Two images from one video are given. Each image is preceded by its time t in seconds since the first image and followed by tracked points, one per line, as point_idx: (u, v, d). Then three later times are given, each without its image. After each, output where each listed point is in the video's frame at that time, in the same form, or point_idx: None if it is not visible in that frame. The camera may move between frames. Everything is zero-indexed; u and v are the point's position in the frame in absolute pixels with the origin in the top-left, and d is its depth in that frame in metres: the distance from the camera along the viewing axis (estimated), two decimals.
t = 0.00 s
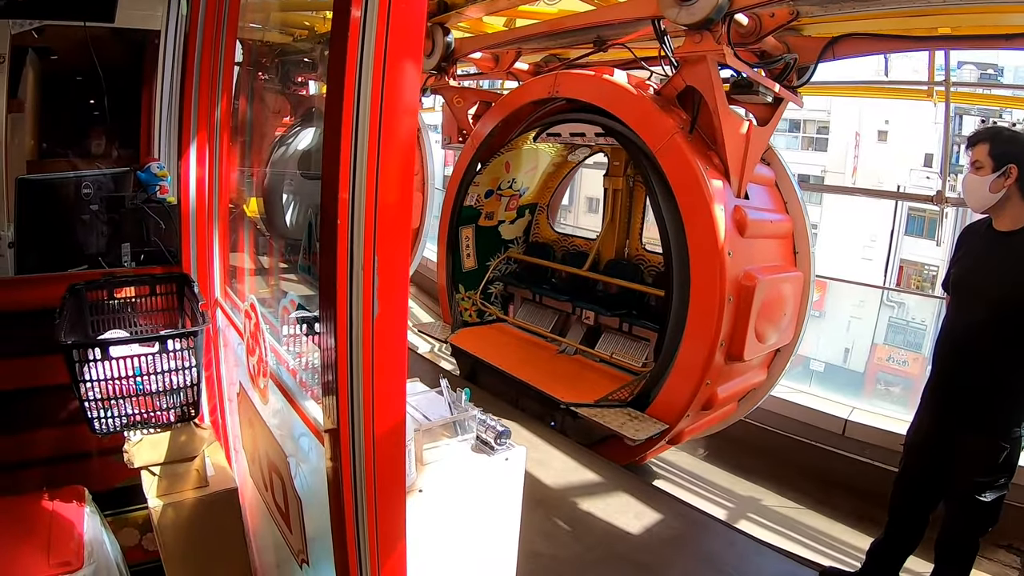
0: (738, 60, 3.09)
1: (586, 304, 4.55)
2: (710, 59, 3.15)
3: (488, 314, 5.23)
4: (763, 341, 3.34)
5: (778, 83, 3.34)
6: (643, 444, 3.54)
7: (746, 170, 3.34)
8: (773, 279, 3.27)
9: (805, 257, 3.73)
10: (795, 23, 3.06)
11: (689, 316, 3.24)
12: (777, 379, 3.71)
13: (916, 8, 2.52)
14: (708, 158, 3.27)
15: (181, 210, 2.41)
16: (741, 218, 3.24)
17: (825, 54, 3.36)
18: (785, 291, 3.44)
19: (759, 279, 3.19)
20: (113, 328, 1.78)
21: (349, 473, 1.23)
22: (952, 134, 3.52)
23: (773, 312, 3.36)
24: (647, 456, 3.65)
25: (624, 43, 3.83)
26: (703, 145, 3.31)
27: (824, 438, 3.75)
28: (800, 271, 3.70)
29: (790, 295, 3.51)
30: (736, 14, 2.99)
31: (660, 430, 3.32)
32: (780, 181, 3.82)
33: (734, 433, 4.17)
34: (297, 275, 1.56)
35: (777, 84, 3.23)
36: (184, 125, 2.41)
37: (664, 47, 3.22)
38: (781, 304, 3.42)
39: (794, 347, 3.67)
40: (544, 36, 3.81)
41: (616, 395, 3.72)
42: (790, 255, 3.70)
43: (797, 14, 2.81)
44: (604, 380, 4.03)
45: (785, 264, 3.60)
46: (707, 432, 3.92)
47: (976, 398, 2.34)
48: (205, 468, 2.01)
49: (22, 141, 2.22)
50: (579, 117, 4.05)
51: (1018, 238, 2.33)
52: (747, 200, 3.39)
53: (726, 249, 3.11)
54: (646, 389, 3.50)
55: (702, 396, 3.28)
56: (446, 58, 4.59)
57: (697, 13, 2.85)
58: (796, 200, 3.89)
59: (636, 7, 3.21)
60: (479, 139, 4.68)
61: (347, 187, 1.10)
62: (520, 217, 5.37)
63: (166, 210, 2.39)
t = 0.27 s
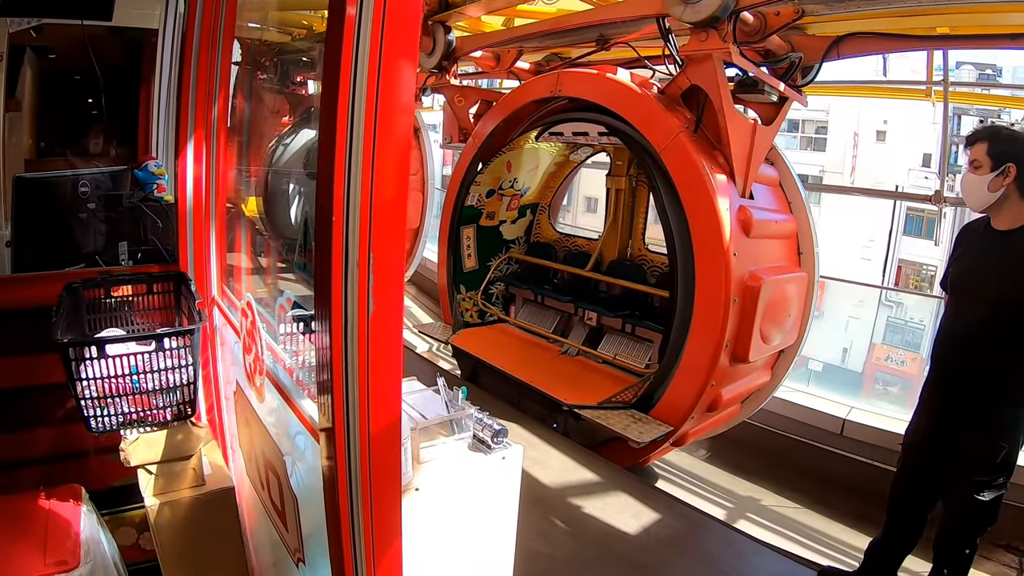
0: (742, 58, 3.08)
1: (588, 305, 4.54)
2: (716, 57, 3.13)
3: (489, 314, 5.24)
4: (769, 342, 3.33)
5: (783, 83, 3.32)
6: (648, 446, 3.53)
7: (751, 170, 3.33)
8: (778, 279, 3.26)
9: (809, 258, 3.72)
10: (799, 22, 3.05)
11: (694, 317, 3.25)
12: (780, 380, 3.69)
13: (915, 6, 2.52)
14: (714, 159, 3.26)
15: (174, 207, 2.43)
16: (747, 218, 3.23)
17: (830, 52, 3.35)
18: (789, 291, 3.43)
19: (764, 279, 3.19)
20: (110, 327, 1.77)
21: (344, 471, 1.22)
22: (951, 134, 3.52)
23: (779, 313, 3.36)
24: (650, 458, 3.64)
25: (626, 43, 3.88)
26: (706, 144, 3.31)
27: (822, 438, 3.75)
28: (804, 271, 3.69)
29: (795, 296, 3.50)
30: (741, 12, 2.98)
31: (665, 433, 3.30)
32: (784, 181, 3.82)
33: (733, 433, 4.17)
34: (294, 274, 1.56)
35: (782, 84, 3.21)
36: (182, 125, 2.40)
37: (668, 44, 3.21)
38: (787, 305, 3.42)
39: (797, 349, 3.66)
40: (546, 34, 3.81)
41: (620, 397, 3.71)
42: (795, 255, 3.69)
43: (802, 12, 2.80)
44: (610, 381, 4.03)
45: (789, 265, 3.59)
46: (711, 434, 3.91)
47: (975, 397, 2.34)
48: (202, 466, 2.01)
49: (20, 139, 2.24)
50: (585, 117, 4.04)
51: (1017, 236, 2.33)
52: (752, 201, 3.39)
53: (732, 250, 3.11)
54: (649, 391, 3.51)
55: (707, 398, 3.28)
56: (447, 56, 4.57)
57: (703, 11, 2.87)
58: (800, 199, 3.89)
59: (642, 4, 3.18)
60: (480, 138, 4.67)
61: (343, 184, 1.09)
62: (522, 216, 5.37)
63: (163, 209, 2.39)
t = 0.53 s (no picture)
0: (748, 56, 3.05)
1: (589, 304, 4.53)
2: (721, 54, 3.11)
3: (489, 313, 5.24)
4: (773, 341, 3.33)
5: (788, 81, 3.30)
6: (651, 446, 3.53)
7: (756, 169, 3.34)
8: (783, 278, 3.26)
9: (813, 256, 3.72)
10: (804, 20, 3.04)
11: (697, 316, 3.26)
12: (783, 381, 3.68)
13: (916, 4, 2.51)
14: (719, 157, 3.26)
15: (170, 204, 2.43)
16: (751, 217, 3.23)
17: (835, 50, 3.30)
18: (794, 290, 3.42)
19: (769, 279, 3.18)
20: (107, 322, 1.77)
21: (339, 469, 1.22)
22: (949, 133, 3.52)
23: (784, 312, 3.36)
24: (652, 459, 3.63)
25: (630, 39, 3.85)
26: (711, 141, 3.31)
27: (819, 436, 3.76)
28: (808, 270, 3.68)
29: (799, 295, 3.48)
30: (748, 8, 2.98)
31: (668, 434, 3.30)
32: (787, 179, 3.82)
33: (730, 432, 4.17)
34: (290, 271, 1.55)
35: (788, 81, 3.18)
36: (177, 121, 2.41)
37: (672, 40, 3.18)
38: (791, 305, 3.42)
39: (800, 349, 3.65)
40: (548, 30, 3.80)
41: (623, 396, 3.70)
42: (798, 254, 3.69)
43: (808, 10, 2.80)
44: (613, 381, 4.04)
45: (793, 264, 3.58)
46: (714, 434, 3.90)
47: (972, 396, 2.35)
48: (198, 464, 2.00)
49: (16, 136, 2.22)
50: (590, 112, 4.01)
51: (1015, 234, 2.33)
52: (756, 199, 3.39)
53: (737, 249, 3.11)
54: (653, 391, 3.51)
55: (711, 397, 3.28)
56: (448, 52, 4.56)
57: (709, 7, 2.88)
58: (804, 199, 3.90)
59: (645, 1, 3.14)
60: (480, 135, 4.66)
61: (337, 180, 1.09)
62: (524, 213, 5.37)
63: (160, 206, 2.39)
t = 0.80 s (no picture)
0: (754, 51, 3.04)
1: (592, 301, 4.54)
2: (727, 49, 3.10)
3: (490, 310, 5.24)
4: (777, 338, 3.33)
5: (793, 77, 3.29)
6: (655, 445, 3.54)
7: (760, 165, 3.34)
8: (787, 276, 3.26)
9: (816, 253, 3.72)
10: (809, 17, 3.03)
11: (700, 313, 3.26)
12: (786, 380, 3.69)
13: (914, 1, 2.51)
14: (724, 154, 3.26)
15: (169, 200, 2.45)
16: (756, 214, 3.23)
17: (837, 48, 3.29)
18: (797, 288, 3.41)
19: (774, 277, 3.18)
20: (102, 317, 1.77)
21: (334, 464, 1.22)
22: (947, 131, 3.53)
23: (789, 310, 3.37)
24: (653, 457, 3.63)
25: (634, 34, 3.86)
26: (715, 138, 3.30)
27: (817, 433, 3.76)
28: (811, 267, 3.68)
29: (803, 292, 3.47)
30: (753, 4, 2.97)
31: (671, 433, 3.29)
32: (791, 176, 3.82)
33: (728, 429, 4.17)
34: (287, 266, 1.54)
35: (794, 78, 3.18)
36: (174, 116, 2.43)
37: (677, 36, 3.17)
38: (795, 303, 3.42)
39: (803, 347, 3.65)
40: (550, 24, 3.79)
41: (626, 395, 3.71)
42: (801, 251, 3.69)
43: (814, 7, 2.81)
44: (616, 381, 4.04)
45: (796, 262, 3.58)
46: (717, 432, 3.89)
47: (969, 392, 2.35)
48: (194, 459, 1.99)
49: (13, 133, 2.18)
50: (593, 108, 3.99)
51: (1014, 230, 2.33)
52: (760, 196, 3.39)
53: (742, 247, 3.11)
54: (656, 390, 3.51)
55: (715, 395, 3.28)
56: (449, 48, 4.53)
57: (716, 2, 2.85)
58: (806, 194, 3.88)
59: None
60: (481, 131, 4.66)
61: (331, 174, 1.09)
62: (525, 210, 5.37)
63: (157, 201, 2.39)
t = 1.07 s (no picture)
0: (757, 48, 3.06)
1: (592, 300, 4.54)
2: (731, 46, 3.11)
3: (490, 308, 5.25)
4: (779, 337, 3.33)
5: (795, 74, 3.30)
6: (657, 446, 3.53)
7: (763, 163, 3.34)
8: (790, 274, 3.26)
9: (819, 251, 3.71)
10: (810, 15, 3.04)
11: (704, 312, 3.26)
12: (787, 379, 3.70)
13: None
14: (726, 153, 3.26)
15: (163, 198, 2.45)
16: (760, 211, 3.24)
17: (842, 46, 3.27)
18: (799, 286, 3.41)
19: (778, 275, 3.19)
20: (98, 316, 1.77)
21: (327, 461, 1.22)
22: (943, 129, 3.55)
23: (792, 309, 3.37)
24: (655, 457, 3.63)
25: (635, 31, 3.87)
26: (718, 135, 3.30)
27: (812, 430, 3.77)
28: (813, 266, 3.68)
29: (805, 290, 3.47)
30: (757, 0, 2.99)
31: (673, 434, 3.29)
32: (793, 174, 3.83)
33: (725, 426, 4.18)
34: (282, 263, 1.54)
35: (796, 75, 3.19)
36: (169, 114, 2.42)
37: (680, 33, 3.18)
38: (798, 302, 3.43)
39: (804, 347, 3.65)
40: (550, 21, 3.80)
41: (628, 395, 3.70)
42: (803, 250, 3.68)
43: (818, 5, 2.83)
44: (618, 381, 4.04)
45: (798, 260, 3.59)
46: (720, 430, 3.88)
47: (963, 390, 2.36)
48: (190, 457, 2.00)
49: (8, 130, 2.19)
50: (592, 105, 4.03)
51: (1009, 228, 2.34)
52: (763, 194, 3.39)
53: (746, 245, 3.12)
54: (659, 390, 3.52)
55: (718, 394, 3.28)
56: (450, 42, 4.54)
57: None
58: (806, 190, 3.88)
59: None
60: (481, 128, 4.64)
61: (324, 171, 1.09)
62: (524, 207, 5.37)
63: (153, 199, 2.38)
